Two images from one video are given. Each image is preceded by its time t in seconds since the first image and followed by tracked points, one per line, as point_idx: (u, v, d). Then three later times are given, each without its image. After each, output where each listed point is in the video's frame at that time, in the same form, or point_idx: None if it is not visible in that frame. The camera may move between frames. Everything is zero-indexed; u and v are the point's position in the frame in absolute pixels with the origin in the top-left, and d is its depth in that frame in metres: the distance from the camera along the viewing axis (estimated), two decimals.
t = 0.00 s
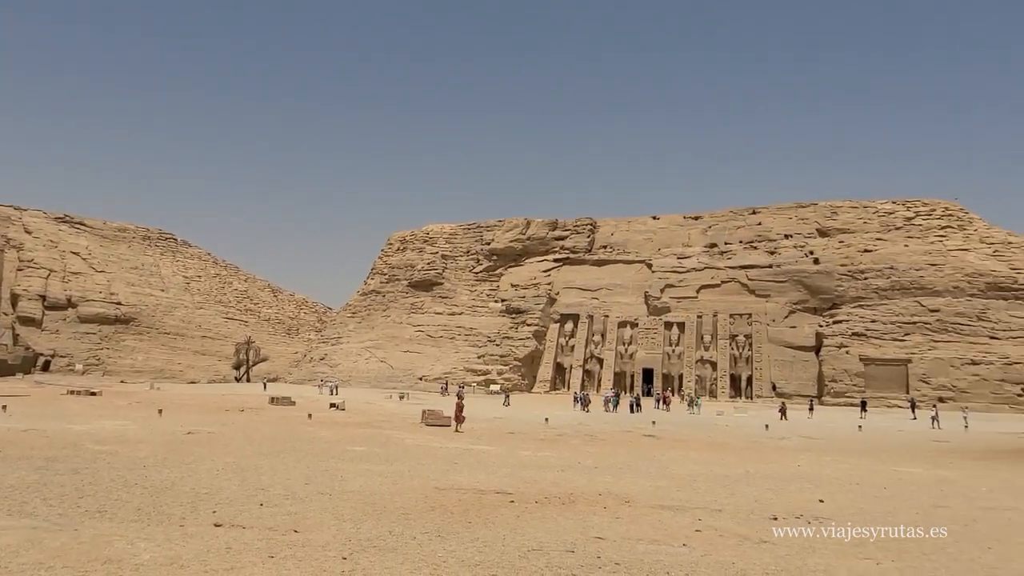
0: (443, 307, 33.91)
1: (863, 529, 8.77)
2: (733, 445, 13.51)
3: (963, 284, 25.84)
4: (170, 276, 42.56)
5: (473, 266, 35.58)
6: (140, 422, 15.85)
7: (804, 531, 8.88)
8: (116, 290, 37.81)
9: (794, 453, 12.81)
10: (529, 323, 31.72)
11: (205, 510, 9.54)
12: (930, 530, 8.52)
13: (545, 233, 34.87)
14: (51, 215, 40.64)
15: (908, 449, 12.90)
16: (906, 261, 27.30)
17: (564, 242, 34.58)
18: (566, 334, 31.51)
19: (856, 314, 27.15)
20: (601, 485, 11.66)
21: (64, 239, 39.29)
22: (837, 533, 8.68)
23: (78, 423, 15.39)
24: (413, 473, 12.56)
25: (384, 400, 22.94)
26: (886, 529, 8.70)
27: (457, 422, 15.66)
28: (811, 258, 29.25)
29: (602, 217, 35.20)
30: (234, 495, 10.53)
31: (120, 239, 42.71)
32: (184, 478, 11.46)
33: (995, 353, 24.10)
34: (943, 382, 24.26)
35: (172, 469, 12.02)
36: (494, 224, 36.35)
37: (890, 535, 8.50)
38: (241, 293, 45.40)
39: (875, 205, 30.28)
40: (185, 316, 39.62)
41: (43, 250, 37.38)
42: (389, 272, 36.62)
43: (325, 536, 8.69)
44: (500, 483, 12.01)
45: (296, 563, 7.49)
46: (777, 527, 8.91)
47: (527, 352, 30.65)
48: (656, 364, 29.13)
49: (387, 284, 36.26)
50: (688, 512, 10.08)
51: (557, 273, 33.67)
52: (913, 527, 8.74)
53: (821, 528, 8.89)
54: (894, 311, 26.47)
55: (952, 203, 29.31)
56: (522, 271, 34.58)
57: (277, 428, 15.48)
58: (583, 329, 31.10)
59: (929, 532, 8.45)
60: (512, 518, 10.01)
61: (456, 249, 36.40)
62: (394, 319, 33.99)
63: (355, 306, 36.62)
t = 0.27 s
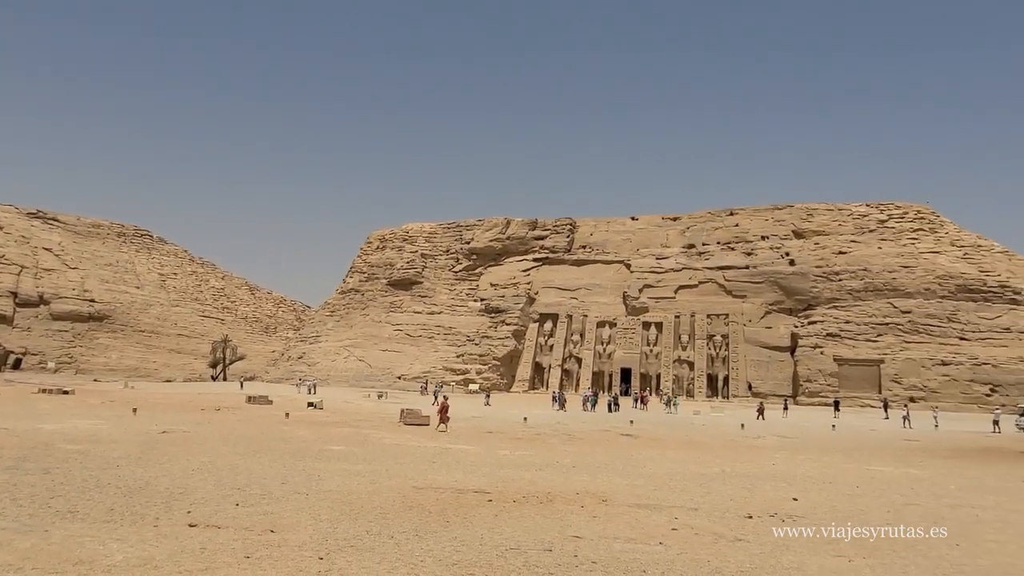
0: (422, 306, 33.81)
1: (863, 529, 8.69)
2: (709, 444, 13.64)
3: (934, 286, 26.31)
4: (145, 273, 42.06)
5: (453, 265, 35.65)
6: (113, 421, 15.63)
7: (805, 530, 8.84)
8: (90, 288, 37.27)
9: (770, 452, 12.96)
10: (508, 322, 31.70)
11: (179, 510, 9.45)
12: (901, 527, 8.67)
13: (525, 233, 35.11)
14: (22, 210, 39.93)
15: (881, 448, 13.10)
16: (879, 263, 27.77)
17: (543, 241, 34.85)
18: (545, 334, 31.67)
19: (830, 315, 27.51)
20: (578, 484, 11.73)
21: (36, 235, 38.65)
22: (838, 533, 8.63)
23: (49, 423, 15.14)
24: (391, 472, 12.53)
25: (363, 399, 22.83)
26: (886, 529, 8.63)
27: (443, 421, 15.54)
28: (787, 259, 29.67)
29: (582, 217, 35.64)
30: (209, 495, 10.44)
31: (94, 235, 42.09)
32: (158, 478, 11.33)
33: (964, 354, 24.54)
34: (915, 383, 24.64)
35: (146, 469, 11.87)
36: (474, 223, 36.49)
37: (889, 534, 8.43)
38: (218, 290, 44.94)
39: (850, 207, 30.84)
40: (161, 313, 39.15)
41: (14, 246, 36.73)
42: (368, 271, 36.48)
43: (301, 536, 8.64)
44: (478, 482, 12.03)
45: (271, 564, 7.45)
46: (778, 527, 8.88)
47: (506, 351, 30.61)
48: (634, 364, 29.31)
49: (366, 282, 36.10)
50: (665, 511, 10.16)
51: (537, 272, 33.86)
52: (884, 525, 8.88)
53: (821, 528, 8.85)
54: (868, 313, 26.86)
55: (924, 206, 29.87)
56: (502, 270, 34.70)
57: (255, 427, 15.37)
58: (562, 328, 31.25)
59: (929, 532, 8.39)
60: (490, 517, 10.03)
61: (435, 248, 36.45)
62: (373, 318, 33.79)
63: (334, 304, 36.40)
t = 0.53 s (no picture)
0: (399, 304, 33.70)
1: (865, 529, 8.61)
2: (682, 442, 13.78)
3: (902, 287, 26.83)
4: (117, 270, 41.43)
5: (429, 263, 35.65)
6: (82, 420, 15.39)
7: (806, 531, 8.75)
8: (59, 284, 36.62)
9: (741, 450, 13.13)
10: (484, 321, 31.54)
11: (149, 511, 9.34)
12: (868, 524, 8.83)
13: (501, 232, 35.24)
14: None
15: (849, 446, 13.33)
16: (850, 264, 28.23)
17: (519, 240, 35.00)
18: (521, 333, 31.75)
19: (802, 315, 27.90)
20: (553, 483, 11.79)
21: (3, 230, 37.89)
22: (839, 534, 8.53)
23: (16, 422, 14.87)
24: (366, 471, 12.48)
25: (338, 398, 22.69)
26: (888, 529, 8.56)
27: (427, 423, 15.38)
28: (760, 260, 30.05)
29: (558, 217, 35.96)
30: (180, 495, 10.32)
31: (63, 231, 41.37)
32: (128, 478, 11.17)
33: (931, 354, 25.03)
34: (883, 382, 25.06)
35: (116, 469, 11.70)
36: (451, 222, 36.57)
37: (891, 535, 8.35)
38: (191, 288, 44.37)
39: (821, 209, 31.29)
40: (132, 311, 38.59)
41: None
42: (344, 269, 36.27)
43: (274, 536, 8.59)
44: (453, 481, 12.04)
45: (243, 564, 7.39)
46: (778, 528, 8.80)
47: (482, 350, 30.52)
48: (609, 363, 29.47)
49: (342, 281, 35.90)
50: (639, 509, 10.24)
51: (513, 271, 33.95)
52: (852, 522, 9.04)
53: (824, 529, 8.74)
54: (838, 313, 27.29)
55: (892, 209, 30.44)
56: (478, 269, 34.75)
57: (227, 426, 15.23)
58: (538, 328, 31.33)
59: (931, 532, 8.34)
60: (465, 515, 10.04)
61: (412, 247, 36.43)
62: (348, 316, 33.57)
63: (309, 302, 36.14)
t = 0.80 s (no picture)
0: (372, 304, 33.52)
1: (863, 529, 8.54)
2: (654, 441, 13.89)
3: (869, 288, 27.35)
4: (84, 268, 40.70)
5: (403, 263, 35.54)
6: (47, 420, 15.10)
7: (804, 530, 8.65)
8: (24, 282, 35.89)
9: (712, 449, 13.28)
10: (458, 321, 31.52)
11: (116, 513, 9.20)
12: (833, 521, 9.00)
13: (476, 232, 35.29)
14: None
15: (817, 444, 13.55)
16: (818, 265, 28.71)
17: (494, 240, 35.07)
18: (495, 332, 31.77)
19: (772, 315, 28.30)
20: (525, 482, 11.83)
21: None
22: (838, 533, 8.44)
23: None
24: (338, 471, 12.41)
25: (310, 397, 22.51)
26: (886, 529, 8.51)
27: (407, 423, 15.23)
28: (731, 261, 30.42)
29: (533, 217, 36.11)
30: (148, 496, 10.18)
31: (28, 228, 40.53)
32: (93, 480, 10.98)
33: (896, 353, 25.54)
34: (850, 381, 25.50)
35: (81, 470, 11.49)
36: (425, 222, 36.54)
37: (890, 535, 8.30)
38: (161, 286, 43.70)
39: (791, 211, 31.76)
40: (99, 309, 37.93)
41: None
42: (317, 268, 35.99)
43: (243, 537, 8.51)
44: (426, 480, 12.02)
45: (212, 566, 7.32)
46: (777, 528, 8.69)
47: (456, 349, 30.50)
48: (583, 362, 29.62)
49: (315, 279, 35.61)
50: (611, 507, 10.31)
51: (488, 271, 33.97)
52: (818, 519, 9.20)
53: (821, 528, 8.63)
54: (807, 314, 27.72)
55: (859, 211, 31.02)
56: (453, 268, 34.72)
57: (197, 426, 15.04)
58: (512, 327, 31.39)
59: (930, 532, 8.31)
60: (437, 515, 10.04)
61: (386, 246, 36.30)
62: (321, 315, 33.30)
63: (281, 301, 35.80)
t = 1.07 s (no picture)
0: (353, 303, 33.35)
1: (865, 529, 8.46)
2: (633, 440, 13.97)
3: (845, 289, 27.69)
4: (59, 266, 40.18)
5: (384, 262, 35.42)
6: (20, 421, 14.89)
7: (806, 531, 8.57)
8: None
9: (690, 448, 13.37)
10: (439, 320, 31.51)
11: (91, 515, 9.09)
12: (809, 519, 9.12)
13: (457, 231, 35.30)
14: None
15: (794, 443, 13.70)
16: (796, 266, 29.02)
17: (475, 240, 35.09)
18: (476, 332, 31.77)
19: (750, 315, 28.55)
20: (505, 481, 11.85)
21: None
22: (840, 534, 8.36)
23: None
24: (317, 471, 12.35)
25: (289, 397, 22.37)
26: (887, 529, 8.43)
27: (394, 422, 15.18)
28: (710, 261, 30.66)
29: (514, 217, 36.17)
30: (124, 498, 10.07)
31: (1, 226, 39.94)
32: (68, 481, 10.84)
33: (871, 353, 25.89)
34: (826, 380, 25.80)
35: (55, 471, 11.34)
36: (406, 221, 36.47)
37: (891, 534, 8.22)
38: (138, 285, 43.19)
39: (769, 212, 32.07)
40: (75, 308, 37.47)
41: None
42: (297, 267, 35.75)
43: (221, 539, 8.46)
44: (406, 480, 11.99)
45: (189, 568, 7.26)
46: (778, 528, 8.61)
47: (437, 349, 30.47)
48: (563, 362, 29.70)
49: (295, 278, 35.36)
50: (590, 507, 10.35)
51: (469, 270, 33.96)
52: (794, 516, 9.32)
53: (823, 529, 8.56)
54: (784, 314, 28.00)
55: (836, 213, 31.41)
56: (434, 267, 34.68)
57: (174, 427, 14.91)
58: (493, 327, 31.40)
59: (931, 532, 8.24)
60: (417, 515, 10.03)
61: (366, 245, 36.16)
62: (301, 315, 33.08)
63: (261, 300, 35.53)
